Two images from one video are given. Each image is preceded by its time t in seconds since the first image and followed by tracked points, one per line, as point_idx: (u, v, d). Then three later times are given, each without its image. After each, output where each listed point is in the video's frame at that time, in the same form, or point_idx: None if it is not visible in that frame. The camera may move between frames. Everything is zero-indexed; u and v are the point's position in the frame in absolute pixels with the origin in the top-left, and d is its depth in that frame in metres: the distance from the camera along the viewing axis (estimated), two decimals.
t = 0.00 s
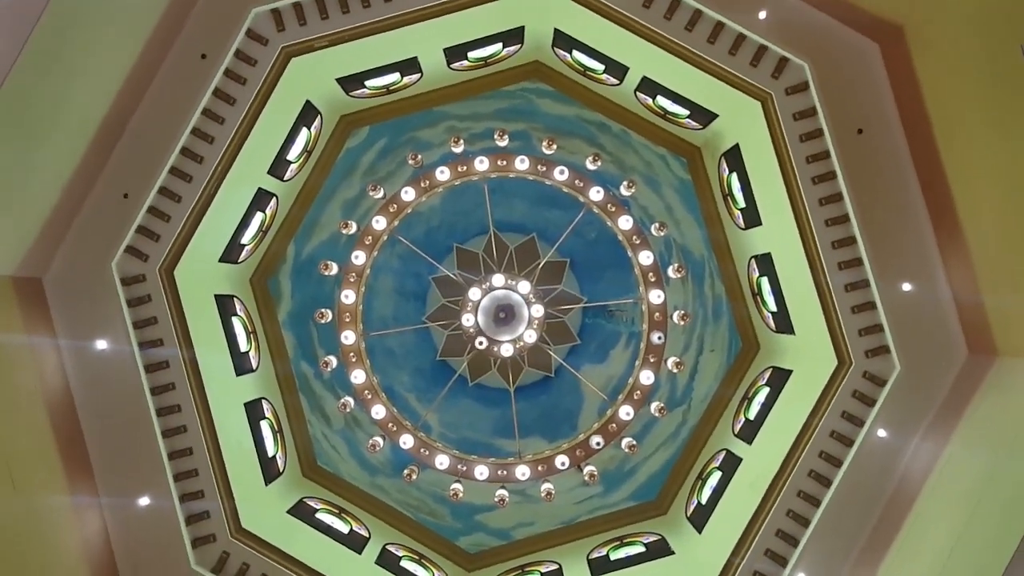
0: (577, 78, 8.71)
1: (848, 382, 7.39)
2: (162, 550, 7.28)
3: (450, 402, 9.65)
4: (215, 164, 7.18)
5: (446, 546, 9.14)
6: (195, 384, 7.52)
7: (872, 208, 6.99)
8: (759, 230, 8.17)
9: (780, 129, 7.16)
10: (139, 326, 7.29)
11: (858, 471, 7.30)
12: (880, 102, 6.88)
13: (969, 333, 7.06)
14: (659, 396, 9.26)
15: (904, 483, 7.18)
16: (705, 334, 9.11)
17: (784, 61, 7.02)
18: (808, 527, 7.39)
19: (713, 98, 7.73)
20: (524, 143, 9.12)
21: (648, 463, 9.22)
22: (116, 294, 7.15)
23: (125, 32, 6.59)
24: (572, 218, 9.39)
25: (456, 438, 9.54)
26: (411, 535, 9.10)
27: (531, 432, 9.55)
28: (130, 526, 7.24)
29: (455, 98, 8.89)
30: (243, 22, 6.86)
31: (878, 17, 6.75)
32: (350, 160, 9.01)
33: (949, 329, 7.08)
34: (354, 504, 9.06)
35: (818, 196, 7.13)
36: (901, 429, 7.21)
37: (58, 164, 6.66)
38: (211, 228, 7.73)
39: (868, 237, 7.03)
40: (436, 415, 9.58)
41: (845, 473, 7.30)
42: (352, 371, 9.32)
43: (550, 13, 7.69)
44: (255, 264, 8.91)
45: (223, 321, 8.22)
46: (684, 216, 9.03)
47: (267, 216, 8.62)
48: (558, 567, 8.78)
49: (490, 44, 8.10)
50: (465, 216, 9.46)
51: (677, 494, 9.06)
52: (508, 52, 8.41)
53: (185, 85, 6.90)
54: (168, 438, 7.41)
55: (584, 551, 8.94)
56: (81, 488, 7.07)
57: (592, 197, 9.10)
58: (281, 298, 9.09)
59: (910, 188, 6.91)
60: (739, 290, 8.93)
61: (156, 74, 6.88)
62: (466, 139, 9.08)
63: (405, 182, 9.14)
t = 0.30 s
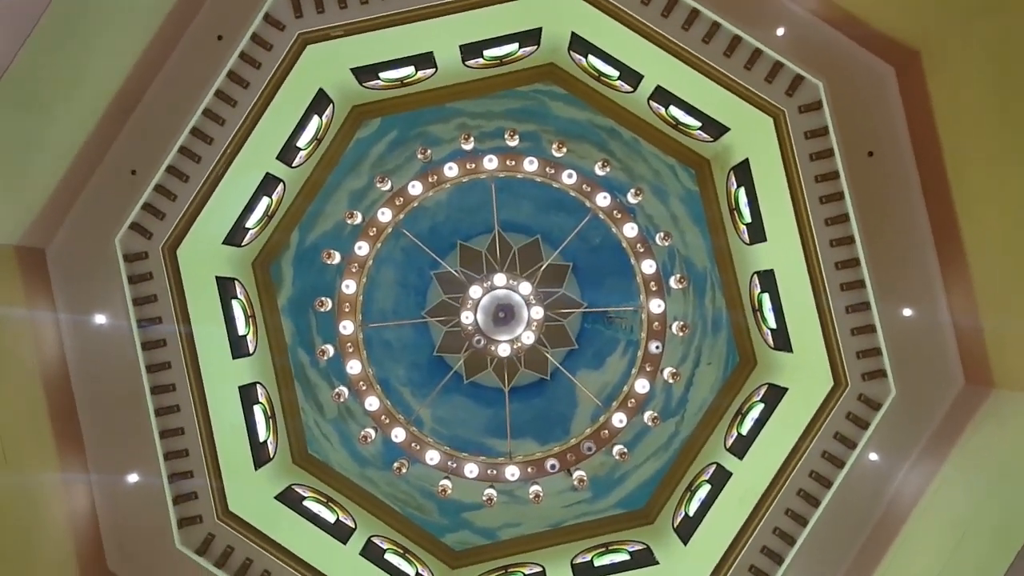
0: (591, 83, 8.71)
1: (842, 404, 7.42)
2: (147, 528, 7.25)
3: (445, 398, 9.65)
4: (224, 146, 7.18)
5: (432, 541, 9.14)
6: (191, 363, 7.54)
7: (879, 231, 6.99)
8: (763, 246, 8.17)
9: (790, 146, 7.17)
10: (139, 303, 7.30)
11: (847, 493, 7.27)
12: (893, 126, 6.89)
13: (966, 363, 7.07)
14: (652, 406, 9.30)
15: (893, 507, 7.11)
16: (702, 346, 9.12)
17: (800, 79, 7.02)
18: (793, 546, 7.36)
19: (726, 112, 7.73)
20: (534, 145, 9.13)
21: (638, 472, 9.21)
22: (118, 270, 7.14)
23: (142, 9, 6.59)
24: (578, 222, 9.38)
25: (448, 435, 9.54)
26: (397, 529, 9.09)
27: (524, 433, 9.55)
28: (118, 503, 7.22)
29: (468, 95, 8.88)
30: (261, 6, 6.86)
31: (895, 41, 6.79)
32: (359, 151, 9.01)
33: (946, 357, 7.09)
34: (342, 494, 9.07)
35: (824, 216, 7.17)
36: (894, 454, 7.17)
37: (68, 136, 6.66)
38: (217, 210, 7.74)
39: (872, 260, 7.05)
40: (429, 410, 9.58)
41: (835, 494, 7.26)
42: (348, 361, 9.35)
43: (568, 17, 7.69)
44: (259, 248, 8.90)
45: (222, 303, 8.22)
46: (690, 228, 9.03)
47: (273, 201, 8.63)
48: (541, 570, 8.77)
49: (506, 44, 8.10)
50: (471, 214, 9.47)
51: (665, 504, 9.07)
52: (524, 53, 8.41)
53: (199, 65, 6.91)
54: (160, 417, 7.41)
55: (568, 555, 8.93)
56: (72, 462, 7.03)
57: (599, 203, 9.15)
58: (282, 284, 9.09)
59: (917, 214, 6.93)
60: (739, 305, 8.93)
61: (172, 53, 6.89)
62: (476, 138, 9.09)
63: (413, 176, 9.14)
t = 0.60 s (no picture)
0: (604, 88, 8.72)
1: (836, 424, 7.42)
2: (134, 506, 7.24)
3: (439, 395, 9.65)
4: (234, 130, 7.18)
5: (418, 537, 9.15)
6: (187, 343, 7.52)
7: (883, 254, 7.00)
8: (766, 262, 8.18)
9: (800, 163, 7.16)
10: (139, 281, 7.30)
11: (834, 512, 7.23)
12: (903, 149, 6.90)
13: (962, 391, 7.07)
14: (646, 415, 9.28)
15: (880, 530, 7.06)
16: (700, 358, 9.12)
17: (812, 97, 7.02)
18: (778, 563, 7.33)
19: (737, 125, 7.73)
20: (543, 147, 9.13)
21: (628, 480, 9.22)
22: (120, 247, 7.14)
23: None
24: (582, 226, 9.38)
25: (441, 432, 9.54)
26: (384, 522, 9.11)
27: (516, 434, 9.55)
28: (107, 480, 7.21)
29: (481, 93, 8.88)
30: None
31: (910, 65, 6.82)
32: (369, 142, 9.01)
33: (942, 383, 7.10)
34: (331, 484, 9.10)
35: (829, 235, 7.15)
36: (885, 477, 7.15)
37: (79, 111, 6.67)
38: (223, 194, 7.74)
39: (874, 281, 7.04)
40: (423, 405, 9.58)
41: (823, 513, 7.24)
42: (345, 352, 9.32)
43: (585, 22, 7.68)
44: (262, 234, 8.89)
45: (223, 286, 8.22)
46: (694, 239, 9.04)
47: (280, 187, 8.64)
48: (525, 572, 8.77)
49: (521, 45, 8.11)
50: (476, 212, 9.46)
51: (653, 514, 9.08)
52: (539, 54, 8.40)
53: (213, 48, 6.91)
54: (155, 396, 7.41)
55: (553, 559, 8.94)
56: (64, 437, 7.03)
57: (606, 208, 9.14)
58: (284, 271, 9.09)
59: (922, 238, 6.93)
60: (740, 319, 8.93)
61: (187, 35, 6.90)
62: (486, 136, 9.10)
63: (421, 170, 9.14)
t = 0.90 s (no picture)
0: (617, 95, 8.74)
1: (829, 443, 7.42)
2: (124, 485, 7.25)
3: (434, 391, 9.64)
4: (245, 115, 7.18)
5: (405, 532, 9.17)
6: (185, 324, 7.51)
7: (887, 276, 7.00)
8: (768, 277, 8.21)
9: (807, 180, 7.17)
10: (142, 261, 7.30)
11: (821, 531, 7.21)
12: (912, 172, 6.91)
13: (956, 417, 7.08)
14: (639, 423, 9.26)
15: (865, 553, 7.08)
16: (696, 369, 9.15)
17: (823, 115, 7.04)
18: None
19: (747, 139, 7.75)
20: (553, 150, 9.12)
21: (618, 487, 9.25)
22: (125, 225, 7.15)
23: None
24: (587, 231, 9.37)
25: (434, 428, 9.52)
26: (372, 515, 9.12)
27: (509, 435, 9.55)
28: (99, 457, 7.22)
29: (493, 93, 8.89)
30: None
31: (924, 90, 6.82)
32: (378, 135, 9.02)
33: (936, 409, 7.11)
34: (321, 474, 9.12)
35: (832, 254, 7.17)
36: (873, 498, 7.15)
37: (92, 87, 6.68)
38: (230, 178, 7.75)
39: (876, 304, 7.05)
40: (417, 401, 9.56)
41: (810, 531, 7.23)
42: (343, 343, 9.19)
43: (602, 27, 7.68)
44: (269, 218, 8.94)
45: (225, 270, 8.22)
46: (697, 250, 9.05)
47: (287, 175, 8.65)
48: (509, 573, 8.82)
49: (537, 46, 8.11)
50: (482, 211, 9.46)
51: (641, 522, 9.12)
52: (554, 57, 8.40)
53: (229, 32, 6.92)
54: (150, 376, 7.41)
55: (538, 561, 9.00)
56: (58, 412, 7.04)
57: (611, 214, 8.95)
58: (287, 258, 9.10)
59: (925, 263, 6.96)
60: (739, 332, 8.98)
61: (204, 18, 6.92)
62: (495, 136, 9.10)
63: (429, 165, 9.12)
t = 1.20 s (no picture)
0: (628, 101, 8.76)
1: (821, 460, 7.41)
2: (115, 465, 7.25)
3: (430, 388, 9.63)
4: (255, 101, 7.16)
5: (394, 526, 9.18)
6: (185, 308, 7.46)
7: (887, 296, 7.04)
8: (769, 291, 8.23)
9: (813, 197, 7.18)
10: (144, 243, 7.29)
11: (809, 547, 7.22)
12: (918, 193, 6.95)
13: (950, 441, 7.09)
14: (633, 430, 9.26)
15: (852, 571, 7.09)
16: (693, 379, 9.15)
17: (833, 133, 7.04)
18: None
19: (756, 153, 7.75)
20: (561, 152, 9.12)
21: (608, 493, 9.25)
22: (130, 206, 7.14)
23: None
24: (591, 235, 9.35)
25: (427, 425, 9.52)
26: (362, 508, 9.14)
27: (502, 435, 9.55)
28: (92, 436, 7.23)
29: (504, 93, 8.89)
30: None
31: (935, 113, 6.83)
32: (387, 129, 9.03)
33: (931, 431, 7.13)
34: (312, 465, 9.12)
35: (834, 272, 7.18)
36: (863, 518, 7.16)
37: (103, 67, 6.68)
38: (237, 164, 7.75)
39: (875, 323, 7.08)
40: (412, 396, 9.56)
41: (798, 546, 7.23)
42: (339, 335, 9.16)
43: (618, 32, 7.64)
44: (275, 204, 8.96)
45: (227, 256, 8.21)
46: (700, 260, 9.06)
47: (294, 164, 8.65)
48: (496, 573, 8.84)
49: (550, 48, 8.10)
50: (487, 210, 9.45)
51: (630, 530, 9.14)
52: (567, 60, 8.41)
53: (244, 18, 6.90)
54: (147, 357, 7.37)
55: (525, 563, 9.01)
56: (53, 389, 7.04)
57: (616, 220, 8.92)
58: (290, 247, 9.11)
59: (926, 285, 7.01)
60: (738, 345, 8.99)
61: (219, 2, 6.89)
62: (504, 136, 9.09)
63: (436, 162, 9.13)
